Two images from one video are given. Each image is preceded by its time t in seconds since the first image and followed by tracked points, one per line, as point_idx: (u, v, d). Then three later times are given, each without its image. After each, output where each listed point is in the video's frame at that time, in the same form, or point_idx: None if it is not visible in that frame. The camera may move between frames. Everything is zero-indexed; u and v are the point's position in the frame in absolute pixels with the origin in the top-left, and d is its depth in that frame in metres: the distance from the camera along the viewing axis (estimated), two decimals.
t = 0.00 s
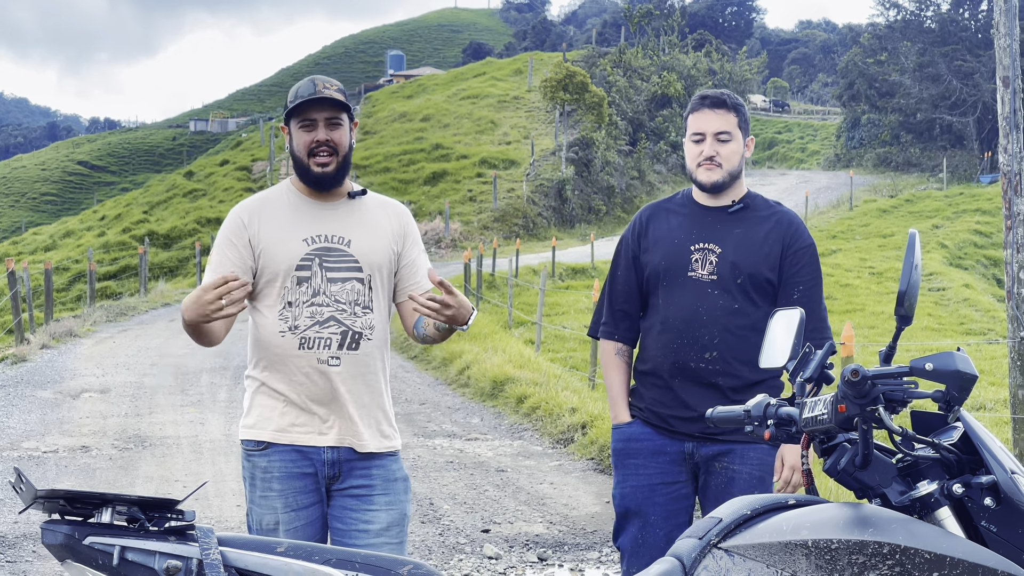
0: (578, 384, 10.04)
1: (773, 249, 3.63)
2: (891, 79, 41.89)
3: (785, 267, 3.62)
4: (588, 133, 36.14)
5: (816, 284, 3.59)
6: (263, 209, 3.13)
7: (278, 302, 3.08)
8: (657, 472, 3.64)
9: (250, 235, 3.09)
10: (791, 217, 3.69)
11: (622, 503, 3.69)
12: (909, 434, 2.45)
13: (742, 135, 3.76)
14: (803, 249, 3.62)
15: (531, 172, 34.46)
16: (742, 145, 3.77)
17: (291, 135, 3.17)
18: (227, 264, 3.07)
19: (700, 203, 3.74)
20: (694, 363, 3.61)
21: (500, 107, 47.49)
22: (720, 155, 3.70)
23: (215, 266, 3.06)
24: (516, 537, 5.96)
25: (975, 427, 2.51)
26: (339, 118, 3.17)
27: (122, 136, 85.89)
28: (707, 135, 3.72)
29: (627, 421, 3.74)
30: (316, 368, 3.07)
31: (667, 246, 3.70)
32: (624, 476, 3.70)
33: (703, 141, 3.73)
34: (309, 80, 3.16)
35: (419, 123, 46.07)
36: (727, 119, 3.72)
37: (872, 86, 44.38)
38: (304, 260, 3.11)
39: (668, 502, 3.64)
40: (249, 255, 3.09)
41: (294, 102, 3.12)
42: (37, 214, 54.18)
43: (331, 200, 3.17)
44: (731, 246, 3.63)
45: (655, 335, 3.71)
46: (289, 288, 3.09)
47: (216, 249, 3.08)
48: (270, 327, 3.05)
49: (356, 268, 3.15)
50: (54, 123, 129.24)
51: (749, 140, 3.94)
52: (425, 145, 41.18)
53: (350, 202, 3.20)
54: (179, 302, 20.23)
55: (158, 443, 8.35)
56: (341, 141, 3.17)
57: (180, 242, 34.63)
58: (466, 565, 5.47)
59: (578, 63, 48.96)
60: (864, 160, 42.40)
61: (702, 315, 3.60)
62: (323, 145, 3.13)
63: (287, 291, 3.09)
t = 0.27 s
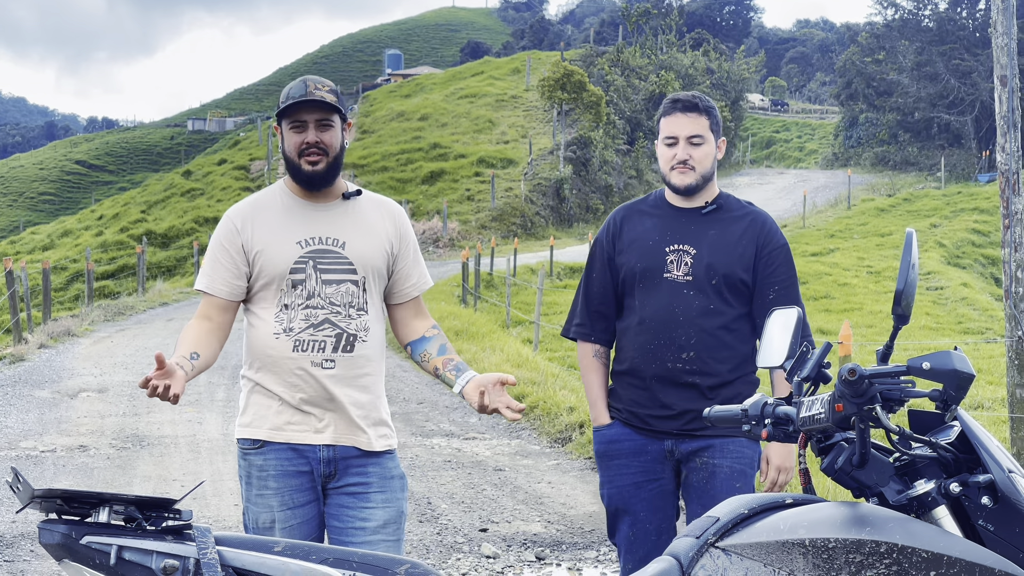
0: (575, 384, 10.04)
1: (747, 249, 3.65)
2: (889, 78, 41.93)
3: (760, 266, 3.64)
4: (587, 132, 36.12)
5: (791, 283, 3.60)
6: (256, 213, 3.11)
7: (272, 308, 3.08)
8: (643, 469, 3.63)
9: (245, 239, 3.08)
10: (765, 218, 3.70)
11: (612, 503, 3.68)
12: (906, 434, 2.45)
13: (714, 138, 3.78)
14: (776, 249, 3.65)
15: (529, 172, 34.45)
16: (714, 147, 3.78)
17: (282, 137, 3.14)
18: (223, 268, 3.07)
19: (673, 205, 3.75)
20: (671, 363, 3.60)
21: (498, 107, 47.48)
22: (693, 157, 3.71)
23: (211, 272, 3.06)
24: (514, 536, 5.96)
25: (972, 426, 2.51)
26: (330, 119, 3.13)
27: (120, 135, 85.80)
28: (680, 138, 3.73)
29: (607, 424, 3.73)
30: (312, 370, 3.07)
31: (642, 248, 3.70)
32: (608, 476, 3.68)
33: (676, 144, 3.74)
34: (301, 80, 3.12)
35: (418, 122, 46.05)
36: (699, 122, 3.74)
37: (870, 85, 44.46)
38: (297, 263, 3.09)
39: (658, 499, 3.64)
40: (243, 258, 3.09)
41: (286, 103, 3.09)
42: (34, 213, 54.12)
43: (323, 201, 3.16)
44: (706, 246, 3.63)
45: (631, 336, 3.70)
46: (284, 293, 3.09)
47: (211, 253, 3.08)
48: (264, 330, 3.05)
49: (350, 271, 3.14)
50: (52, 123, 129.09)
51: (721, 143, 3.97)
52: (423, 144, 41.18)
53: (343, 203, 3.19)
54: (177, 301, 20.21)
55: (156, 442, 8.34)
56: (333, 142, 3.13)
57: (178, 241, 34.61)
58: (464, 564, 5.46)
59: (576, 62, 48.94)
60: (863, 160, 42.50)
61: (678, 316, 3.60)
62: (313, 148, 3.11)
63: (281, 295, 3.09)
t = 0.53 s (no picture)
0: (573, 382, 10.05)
1: (721, 245, 3.64)
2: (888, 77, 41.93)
3: (733, 262, 3.63)
4: (585, 131, 36.11)
5: (765, 278, 3.61)
6: (252, 214, 3.10)
7: (270, 307, 3.07)
8: (633, 465, 3.64)
9: (240, 239, 3.08)
10: (736, 213, 3.69)
11: (604, 498, 3.68)
12: (904, 432, 2.45)
13: (681, 138, 3.75)
14: (748, 243, 3.64)
15: (527, 171, 34.41)
16: (682, 146, 3.75)
17: (282, 135, 3.14)
18: (219, 268, 3.07)
19: (644, 206, 3.74)
20: (653, 364, 3.60)
21: (496, 105, 47.45)
22: (662, 159, 3.69)
23: (207, 272, 3.06)
24: (512, 535, 5.95)
25: (970, 425, 2.50)
26: (330, 124, 3.14)
27: (118, 134, 85.71)
28: (647, 141, 3.70)
29: (592, 421, 3.74)
30: (310, 369, 3.06)
31: (617, 252, 3.70)
32: (597, 475, 3.69)
33: (644, 146, 3.70)
34: (306, 80, 3.11)
35: (415, 121, 46.02)
36: (666, 124, 3.71)
37: (868, 84, 44.48)
38: (294, 262, 3.09)
39: (651, 494, 3.66)
40: (239, 257, 3.08)
41: (289, 102, 3.09)
42: (32, 212, 54.04)
43: (319, 200, 3.16)
44: (680, 246, 3.63)
45: (610, 339, 3.71)
46: (282, 292, 3.08)
47: (208, 253, 3.08)
48: (263, 329, 3.04)
49: (347, 268, 3.13)
50: (49, 123, 129.03)
51: (690, 138, 3.93)
52: (421, 143, 41.15)
53: (339, 201, 3.18)
54: (175, 300, 20.19)
55: (153, 441, 8.33)
56: (331, 147, 3.13)
57: (175, 240, 34.62)
58: (462, 563, 5.46)
59: (574, 61, 48.91)
60: (861, 159, 42.74)
61: (657, 318, 3.60)
62: (311, 151, 3.10)
63: (279, 294, 3.08)
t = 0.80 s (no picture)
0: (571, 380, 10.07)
1: (705, 240, 3.62)
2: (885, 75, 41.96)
3: (719, 254, 3.62)
4: (583, 130, 36.11)
5: (750, 270, 3.59)
6: (252, 211, 3.09)
7: (269, 304, 3.06)
8: (628, 462, 3.65)
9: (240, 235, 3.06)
10: (719, 206, 3.67)
11: (601, 495, 3.70)
12: (901, 430, 2.45)
13: (659, 137, 3.75)
14: (732, 235, 3.62)
15: (525, 169, 34.42)
16: (660, 145, 3.75)
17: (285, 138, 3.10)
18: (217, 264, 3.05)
19: (627, 207, 3.74)
20: (644, 362, 3.60)
21: (494, 104, 47.46)
22: (641, 159, 3.68)
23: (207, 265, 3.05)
24: (510, 533, 5.95)
25: (967, 421, 2.50)
26: (336, 130, 3.10)
27: (115, 132, 85.64)
28: (625, 142, 3.70)
29: (588, 420, 3.74)
30: (311, 367, 3.06)
31: (603, 254, 3.71)
32: (595, 472, 3.70)
33: (623, 148, 3.71)
34: (314, 83, 3.07)
35: (413, 119, 46.01)
36: (642, 124, 3.71)
37: (866, 83, 44.65)
38: (294, 260, 3.08)
39: (649, 489, 3.67)
40: (239, 253, 3.07)
41: (296, 106, 3.05)
42: (30, 211, 53.97)
43: (319, 200, 3.15)
44: (664, 244, 3.63)
45: (601, 339, 3.72)
46: (280, 290, 3.07)
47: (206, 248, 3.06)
48: (262, 328, 3.03)
49: (346, 267, 3.14)
50: (47, 121, 128.91)
51: (669, 139, 3.93)
52: (419, 141, 41.15)
53: (338, 201, 3.18)
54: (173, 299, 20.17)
55: (151, 440, 8.32)
56: (335, 152, 3.10)
57: (173, 239, 34.60)
58: (460, 562, 5.46)
59: (572, 59, 48.89)
60: (858, 157, 42.98)
61: (645, 316, 3.60)
62: (315, 155, 3.07)
63: (277, 292, 3.07)
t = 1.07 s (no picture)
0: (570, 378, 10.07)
1: (703, 235, 3.60)
2: (883, 73, 41.95)
3: (718, 249, 3.59)
4: (581, 128, 36.09)
5: (750, 263, 3.56)
6: (258, 208, 3.08)
7: (270, 301, 3.05)
8: (626, 461, 3.65)
9: (246, 229, 3.05)
10: (718, 200, 3.64)
11: (600, 494, 3.71)
12: (900, 428, 2.45)
13: (657, 133, 3.75)
14: (732, 229, 3.58)
15: (523, 167, 34.41)
16: (658, 142, 3.75)
17: (297, 134, 3.10)
18: (221, 252, 3.03)
19: (627, 204, 3.74)
20: (644, 358, 3.60)
21: (493, 102, 47.44)
22: (639, 154, 3.68)
23: (209, 258, 3.02)
24: (509, 531, 5.95)
25: (966, 420, 2.50)
26: (347, 127, 3.11)
27: (114, 131, 85.58)
28: (622, 138, 3.69)
29: (587, 418, 3.75)
30: (310, 366, 3.06)
31: (603, 250, 3.72)
32: (595, 470, 3.71)
33: (619, 144, 3.70)
34: (327, 81, 3.08)
35: (412, 117, 45.99)
36: (639, 119, 3.70)
37: (864, 80, 44.50)
38: (297, 258, 3.07)
39: (648, 489, 3.66)
40: (242, 247, 3.05)
41: (310, 102, 3.05)
42: (28, 209, 53.90)
43: (325, 199, 3.15)
44: (662, 239, 3.62)
45: (602, 336, 3.72)
46: (282, 287, 3.06)
47: (209, 239, 3.04)
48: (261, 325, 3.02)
49: (348, 267, 3.13)
50: (45, 118, 128.76)
51: (667, 136, 3.93)
52: (417, 139, 41.13)
53: (343, 201, 3.18)
54: (171, 298, 20.15)
55: (150, 438, 8.32)
56: (345, 150, 3.11)
57: (172, 237, 34.58)
58: (458, 560, 5.46)
59: (570, 57, 48.85)
60: (857, 155, 42.88)
61: (644, 310, 3.60)
62: (326, 153, 3.07)
63: (279, 289, 3.06)
